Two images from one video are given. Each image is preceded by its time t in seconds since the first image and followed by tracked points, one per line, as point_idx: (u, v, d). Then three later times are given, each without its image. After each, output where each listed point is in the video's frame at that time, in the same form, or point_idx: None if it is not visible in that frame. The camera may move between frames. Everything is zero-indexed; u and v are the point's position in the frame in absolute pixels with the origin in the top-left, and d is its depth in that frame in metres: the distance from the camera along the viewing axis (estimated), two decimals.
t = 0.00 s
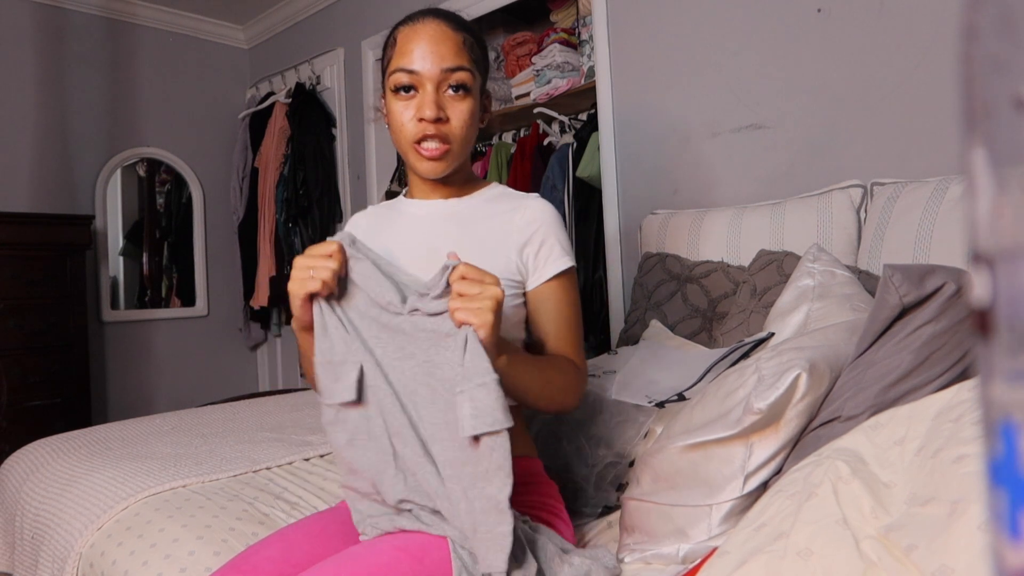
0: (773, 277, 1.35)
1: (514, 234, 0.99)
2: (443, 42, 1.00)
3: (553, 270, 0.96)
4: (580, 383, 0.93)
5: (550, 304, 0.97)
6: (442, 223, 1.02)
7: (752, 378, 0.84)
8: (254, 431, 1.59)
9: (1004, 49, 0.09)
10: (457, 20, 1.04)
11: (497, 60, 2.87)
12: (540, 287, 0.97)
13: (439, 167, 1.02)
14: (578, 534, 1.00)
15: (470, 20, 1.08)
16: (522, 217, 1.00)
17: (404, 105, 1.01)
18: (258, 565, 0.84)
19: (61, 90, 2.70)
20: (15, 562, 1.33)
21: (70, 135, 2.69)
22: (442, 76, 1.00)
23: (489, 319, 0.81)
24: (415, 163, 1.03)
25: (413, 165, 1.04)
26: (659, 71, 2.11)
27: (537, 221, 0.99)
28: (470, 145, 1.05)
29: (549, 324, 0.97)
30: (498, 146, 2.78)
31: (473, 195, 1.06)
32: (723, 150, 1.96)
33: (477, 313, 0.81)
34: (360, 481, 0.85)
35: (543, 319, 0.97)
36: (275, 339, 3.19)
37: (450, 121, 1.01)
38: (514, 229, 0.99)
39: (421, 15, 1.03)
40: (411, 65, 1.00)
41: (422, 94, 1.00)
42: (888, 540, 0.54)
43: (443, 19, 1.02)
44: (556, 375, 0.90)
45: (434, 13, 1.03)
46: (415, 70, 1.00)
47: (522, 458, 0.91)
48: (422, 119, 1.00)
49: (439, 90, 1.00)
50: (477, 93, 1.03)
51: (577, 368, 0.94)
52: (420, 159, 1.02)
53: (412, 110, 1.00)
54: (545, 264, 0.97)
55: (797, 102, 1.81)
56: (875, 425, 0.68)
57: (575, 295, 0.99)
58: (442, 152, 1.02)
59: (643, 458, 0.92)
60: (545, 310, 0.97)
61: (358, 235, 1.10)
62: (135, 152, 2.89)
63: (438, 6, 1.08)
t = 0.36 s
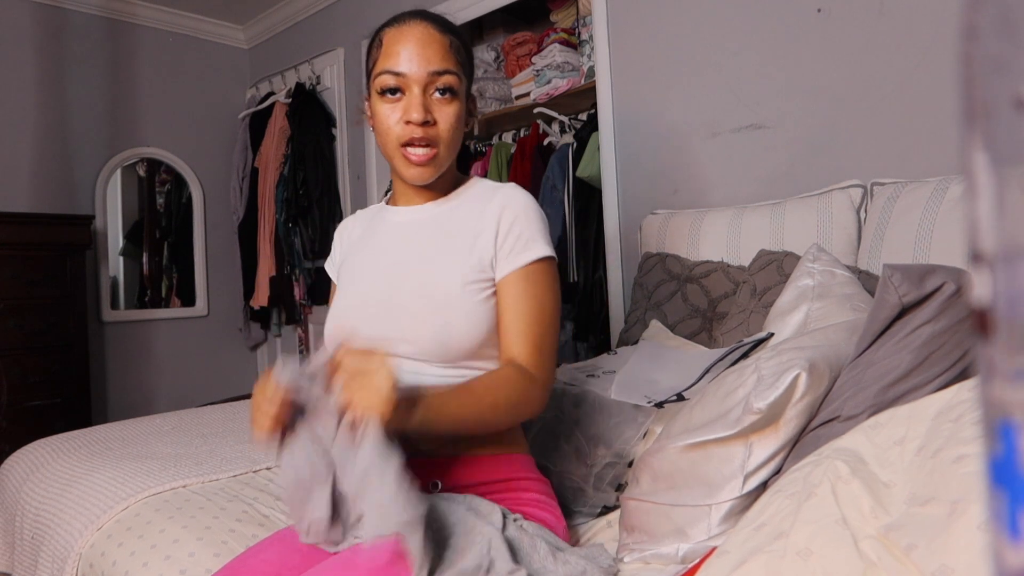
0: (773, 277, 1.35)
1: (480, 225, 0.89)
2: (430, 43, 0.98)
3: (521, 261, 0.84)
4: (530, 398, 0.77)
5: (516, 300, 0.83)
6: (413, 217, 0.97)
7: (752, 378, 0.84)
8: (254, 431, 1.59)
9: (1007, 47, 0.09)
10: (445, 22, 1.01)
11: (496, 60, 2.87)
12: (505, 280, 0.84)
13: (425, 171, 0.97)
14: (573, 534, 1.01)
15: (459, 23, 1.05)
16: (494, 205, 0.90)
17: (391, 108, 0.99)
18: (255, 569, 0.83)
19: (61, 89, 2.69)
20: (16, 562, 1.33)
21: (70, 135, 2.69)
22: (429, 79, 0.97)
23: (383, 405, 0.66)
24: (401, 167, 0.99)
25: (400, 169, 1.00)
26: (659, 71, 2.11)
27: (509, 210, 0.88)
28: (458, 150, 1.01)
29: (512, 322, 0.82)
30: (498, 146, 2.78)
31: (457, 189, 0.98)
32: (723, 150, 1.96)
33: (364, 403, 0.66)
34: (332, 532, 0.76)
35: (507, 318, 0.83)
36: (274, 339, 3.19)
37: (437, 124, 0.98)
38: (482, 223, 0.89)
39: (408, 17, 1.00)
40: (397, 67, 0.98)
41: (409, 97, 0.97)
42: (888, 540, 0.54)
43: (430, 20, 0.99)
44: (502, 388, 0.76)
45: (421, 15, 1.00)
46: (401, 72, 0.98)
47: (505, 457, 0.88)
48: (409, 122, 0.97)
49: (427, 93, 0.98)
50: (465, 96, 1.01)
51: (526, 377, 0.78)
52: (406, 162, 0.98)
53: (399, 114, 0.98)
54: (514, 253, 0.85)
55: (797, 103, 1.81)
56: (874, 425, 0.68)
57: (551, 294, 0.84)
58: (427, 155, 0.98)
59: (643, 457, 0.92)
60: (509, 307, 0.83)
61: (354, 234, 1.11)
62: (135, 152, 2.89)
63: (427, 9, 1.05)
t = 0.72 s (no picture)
0: (773, 277, 1.35)
1: (444, 218, 0.89)
2: (414, 41, 0.94)
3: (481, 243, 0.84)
4: (482, 403, 0.80)
5: (474, 289, 0.82)
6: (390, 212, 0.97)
7: (752, 377, 0.84)
8: (254, 431, 1.59)
9: (1008, 47, 0.09)
10: (428, 16, 0.97)
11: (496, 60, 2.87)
12: (466, 265, 0.84)
13: (412, 169, 0.95)
14: (568, 531, 1.01)
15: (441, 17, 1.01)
16: (462, 193, 0.90)
17: (376, 107, 0.95)
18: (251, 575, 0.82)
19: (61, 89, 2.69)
20: (16, 562, 1.33)
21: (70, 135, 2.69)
22: (414, 77, 0.94)
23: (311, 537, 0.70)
24: (387, 165, 0.96)
25: (385, 167, 0.97)
26: (659, 70, 2.11)
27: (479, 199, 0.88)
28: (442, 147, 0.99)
29: (469, 319, 0.82)
30: (498, 146, 2.78)
31: (438, 181, 0.97)
32: (723, 150, 1.96)
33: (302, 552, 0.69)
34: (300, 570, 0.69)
35: (465, 311, 0.83)
36: (275, 339, 3.19)
37: (424, 123, 0.94)
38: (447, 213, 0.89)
39: (389, 11, 0.96)
40: (380, 65, 0.93)
41: (394, 96, 0.94)
42: (888, 540, 0.54)
43: (413, 15, 0.95)
44: (447, 415, 0.79)
45: (402, 9, 0.96)
46: (385, 70, 0.93)
47: (495, 452, 0.89)
48: (395, 122, 0.93)
49: (412, 91, 0.94)
50: (449, 93, 0.97)
51: (476, 385, 0.80)
52: (392, 160, 0.95)
53: (384, 113, 0.94)
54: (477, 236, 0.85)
55: (797, 102, 1.81)
56: (875, 424, 0.68)
57: (515, 282, 0.84)
58: (414, 155, 0.95)
59: (642, 456, 0.92)
60: (467, 298, 0.83)
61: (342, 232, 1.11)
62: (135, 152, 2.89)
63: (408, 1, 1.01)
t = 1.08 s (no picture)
0: (773, 277, 1.35)
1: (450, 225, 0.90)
2: (416, 52, 0.93)
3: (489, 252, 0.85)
4: (478, 410, 0.80)
5: (479, 296, 0.83)
6: (389, 218, 0.97)
7: (752, 377, 0.84)
8: (255, 431, 1.59)
9: (1004, 50, 0.10)
10: (428, 24, 0.96)
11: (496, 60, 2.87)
12: (473, 273, 0.84)
13: (419, 179, 0.95)
14: (568, 533, 1.01)
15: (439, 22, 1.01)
16: (470, 202, 0.91)
17: (380, 120, 0.94)
18: None
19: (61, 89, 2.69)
20: (16, 562, 1.33)
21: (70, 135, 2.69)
22: (417, 89, 0.93)
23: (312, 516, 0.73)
24: (394, 176, 0.96)
25: (392, 178, 0.96)
26: (659, 70, 2.11)
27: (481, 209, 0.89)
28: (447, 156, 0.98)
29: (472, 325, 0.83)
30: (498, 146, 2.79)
31: (444, 190, 0.98)
32: (722, 150, 1.96)
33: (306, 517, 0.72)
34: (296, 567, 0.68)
35: (468, 317, 0.83)
36: (275, 339, 3.19)
37: (429, 134, 0.94)
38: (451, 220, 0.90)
39: (389, 23, 0.95)
40: (383, 79, 0.93)
41: (398, 109, 0.93)
42: (888, 540, 0.54)
43: (413, 25, 0.95)
44: (450, 416, 0.79)
45: (402, 20, 0.95)
46: (388, 83, 0.93)
47: (492, 454, 0.88)
48: (400, 135, 0.93)
49: (416, 103, 0.93)
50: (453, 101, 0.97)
51: (476, 389, 0.80)
52: (399, 171, 0.95)
53: (389, 126, 0.93)
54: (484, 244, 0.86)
55: (797, 102, 1.81)
56: (875, 424, 0.68)
57: (517, 292, 0.84)
58: (421, 166, 0.94)
59: (642, 457, 0.92)
60: (470, 305, 0.83)
61: (340, 235, 1.11)
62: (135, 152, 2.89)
63: (405, 9, 1.00)
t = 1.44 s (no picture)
0: (773, 277, 1.35)
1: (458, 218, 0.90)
2: (445, 47, 0.93)
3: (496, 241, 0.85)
4: (475, 398, 0.80)
5: (482, 285, 0.83)
6: (403, 213, 0.98)
7: (752, 378, 0.84)
8: (255, 431, 1.59)
9: (1005, 50, 0.10)
10: (456, 22, 0.96)
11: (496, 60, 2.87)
12: (479, 262, 0.84)
13: (441, 175, 0.95)
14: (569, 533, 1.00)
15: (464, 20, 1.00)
16: (483, 196, 0.91)
17: (406, 115, 0.94)
18: None
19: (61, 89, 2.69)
20: (15, 562, 1.33)
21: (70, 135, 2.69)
22: (445, 85, 0.93)
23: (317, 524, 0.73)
24: (415, 171, 0.96)
25: (413, 173, 0.96)
26: (659, 70, 2.11)
27: (490, 202, 0.89)
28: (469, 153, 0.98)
29: (472, 314, 0.82)
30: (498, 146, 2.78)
31: (463, 185, 0.98)
32: (723, 150, 1.96)
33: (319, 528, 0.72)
34: None
35: (469, 308, 0.83)
36: (274, 339, 3.19)
37: (453, 130, 0.94)
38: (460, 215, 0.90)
39: (418, 17, 0.95)
40: (410, 73, 0.92)
41: (424, 104, 0.93)
42: (888, 540, 0.54)
43: (442, 21, 0.94)
44: (446, 406, 0.79)
45: (432, 16, 0.94)
46: (415, 78, 0.92)
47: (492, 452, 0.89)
48: (425, 130, 0.93)
49: (442, 98, 0.93)
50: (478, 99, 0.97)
51: (473, 378, 0.80)
52: (421, 166, 0.95)
53: (415, 121, 0.93)
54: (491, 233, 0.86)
55: (797, 102, 1.81)
56: (874, 424, 0.68)
57: (523, 281, 0.84)
58: (445, 160, 0.94)
59: (642, 457, 0.92)
60: (472, 294, 0.83)
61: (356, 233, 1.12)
62: (135, 152, 2.89)
63: (432, 6, 1.00)
